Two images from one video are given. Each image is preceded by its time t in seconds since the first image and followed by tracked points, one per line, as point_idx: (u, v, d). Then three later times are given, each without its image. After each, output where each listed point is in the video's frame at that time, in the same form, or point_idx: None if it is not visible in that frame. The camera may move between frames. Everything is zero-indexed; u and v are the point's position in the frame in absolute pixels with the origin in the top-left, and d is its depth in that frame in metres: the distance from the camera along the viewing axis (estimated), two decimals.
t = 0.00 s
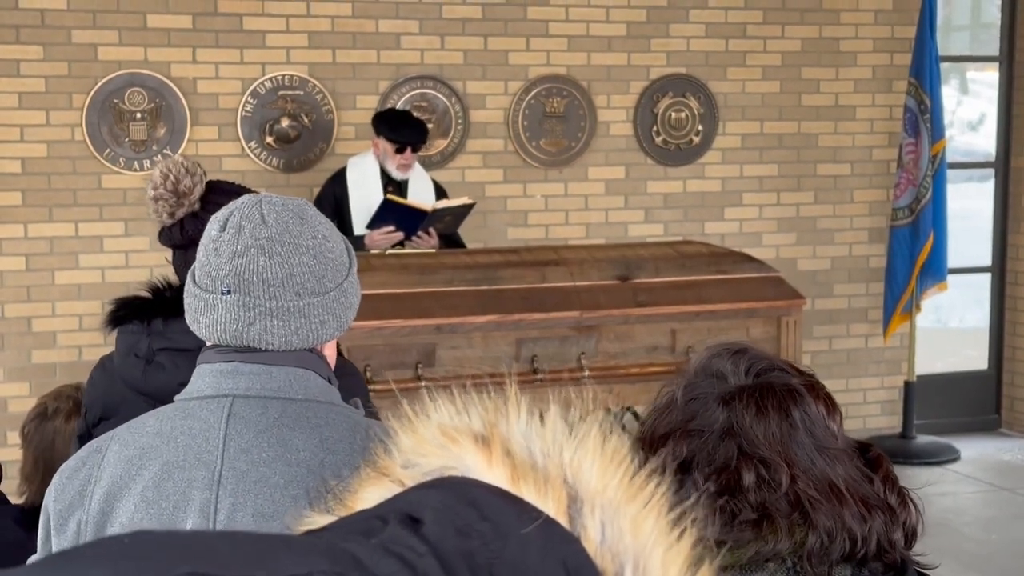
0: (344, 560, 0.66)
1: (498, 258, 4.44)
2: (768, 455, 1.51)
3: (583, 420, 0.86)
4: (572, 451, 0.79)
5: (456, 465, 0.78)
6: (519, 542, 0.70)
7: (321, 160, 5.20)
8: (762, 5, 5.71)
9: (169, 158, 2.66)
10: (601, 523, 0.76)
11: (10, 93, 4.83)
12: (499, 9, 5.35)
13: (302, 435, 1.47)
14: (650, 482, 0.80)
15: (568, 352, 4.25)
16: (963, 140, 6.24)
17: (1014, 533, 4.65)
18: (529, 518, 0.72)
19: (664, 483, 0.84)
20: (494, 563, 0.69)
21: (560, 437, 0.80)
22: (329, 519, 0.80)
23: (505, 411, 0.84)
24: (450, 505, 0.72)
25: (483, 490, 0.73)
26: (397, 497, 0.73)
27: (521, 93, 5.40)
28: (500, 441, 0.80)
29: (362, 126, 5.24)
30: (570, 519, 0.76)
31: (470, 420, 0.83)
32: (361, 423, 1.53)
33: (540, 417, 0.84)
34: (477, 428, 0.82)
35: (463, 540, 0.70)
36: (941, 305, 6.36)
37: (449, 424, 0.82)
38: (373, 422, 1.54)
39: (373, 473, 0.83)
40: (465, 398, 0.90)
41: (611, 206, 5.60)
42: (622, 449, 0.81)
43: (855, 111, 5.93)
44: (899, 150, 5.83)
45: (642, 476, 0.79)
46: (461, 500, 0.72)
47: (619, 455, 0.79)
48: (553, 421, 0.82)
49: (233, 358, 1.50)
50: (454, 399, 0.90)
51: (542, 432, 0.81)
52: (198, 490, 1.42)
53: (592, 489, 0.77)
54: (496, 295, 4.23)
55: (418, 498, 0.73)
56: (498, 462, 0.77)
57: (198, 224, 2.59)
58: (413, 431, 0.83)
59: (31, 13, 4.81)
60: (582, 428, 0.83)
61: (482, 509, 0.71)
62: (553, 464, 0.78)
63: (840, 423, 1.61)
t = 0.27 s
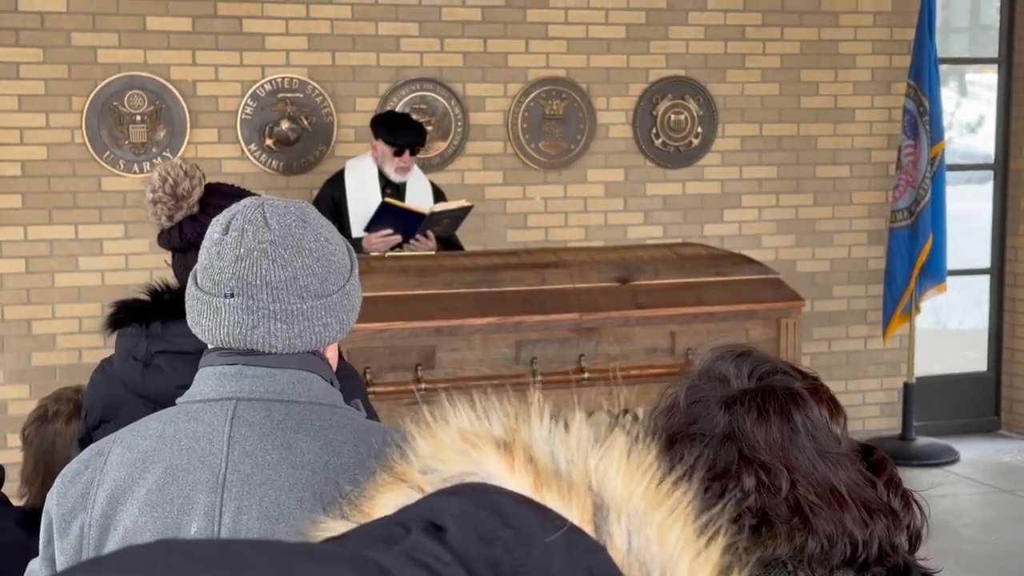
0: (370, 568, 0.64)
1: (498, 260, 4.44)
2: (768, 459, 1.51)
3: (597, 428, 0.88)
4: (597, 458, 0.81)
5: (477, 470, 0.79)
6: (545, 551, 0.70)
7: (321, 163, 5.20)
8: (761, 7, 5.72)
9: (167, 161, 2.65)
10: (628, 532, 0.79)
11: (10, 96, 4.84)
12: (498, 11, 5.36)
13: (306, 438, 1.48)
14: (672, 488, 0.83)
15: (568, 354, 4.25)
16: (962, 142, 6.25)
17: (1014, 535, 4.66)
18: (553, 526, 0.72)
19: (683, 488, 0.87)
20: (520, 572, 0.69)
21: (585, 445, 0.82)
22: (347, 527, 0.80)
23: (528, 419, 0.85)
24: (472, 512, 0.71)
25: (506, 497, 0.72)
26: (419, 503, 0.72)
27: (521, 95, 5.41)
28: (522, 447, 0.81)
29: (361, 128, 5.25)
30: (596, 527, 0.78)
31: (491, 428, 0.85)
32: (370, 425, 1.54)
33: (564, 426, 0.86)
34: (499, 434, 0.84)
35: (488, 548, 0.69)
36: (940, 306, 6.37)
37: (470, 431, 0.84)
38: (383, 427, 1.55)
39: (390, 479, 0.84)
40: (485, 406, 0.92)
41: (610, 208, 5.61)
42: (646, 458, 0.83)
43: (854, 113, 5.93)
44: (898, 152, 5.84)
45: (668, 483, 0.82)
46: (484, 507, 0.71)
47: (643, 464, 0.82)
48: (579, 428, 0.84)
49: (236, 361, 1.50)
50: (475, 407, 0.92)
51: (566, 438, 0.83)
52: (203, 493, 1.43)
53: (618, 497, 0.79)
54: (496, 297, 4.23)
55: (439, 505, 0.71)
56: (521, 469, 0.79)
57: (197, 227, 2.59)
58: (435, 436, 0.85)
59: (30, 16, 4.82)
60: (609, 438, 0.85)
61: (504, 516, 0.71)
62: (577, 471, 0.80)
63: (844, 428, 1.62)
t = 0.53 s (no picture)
0: None
1: (497, 262, 4.45)
2: (776, 459, 1.51)
3: (615, 432, 0.87)
4: (623, 466, 0.80)
5: (498, 479, 0.78)
6: (572, 560, 0.70)
7: (320, 165, 5.20)
8: (760, 9, 5.72)
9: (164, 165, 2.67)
10: (657, 542, 0.78)
11: (10, 98, 4.84)
12: (497, 13, 5.36)
13: (307, 441, 1.48)
14: (705, 498, 0.83)
15: (568, 356, 4.25)
16: (961, 143, 6.26)
17: (1013, 536, 4.66)
18: (579, 535, 0.72)
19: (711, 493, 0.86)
20: None
21: (610, 451, 0.81)
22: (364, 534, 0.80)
23: (550, 425, 0.85)
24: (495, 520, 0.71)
25: (530, 505, 0.72)
26: (437, 512, 0.74)
27: (520, 98, 5.41)
28: (545, 454, 0.80)
29: (360, 131, 5.25)
30: (622, 537, 0.77)
31: (512, 433, 0.84)
32: (375, 429, 1.54)
33: (591, 433, 0.85)
34: (520, 440, 0.83)
35: (513, 558, 0.69)
36: (940, 308, 6.37)
37: (490, 436, 0.83)
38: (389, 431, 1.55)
39: (407, 485, 0.83)
40: (505, 408, 0.91)
41: (610, 210, 5.61)
42: (675, 467, 0.83)
43: (853, 115, 5.93)
44: (897, 154, 5.85)
45: (695, 491, 0.82)
46: (507, 516, 0.71)
47: (671, 473, 0.82)
48: (603, 435, 0.84)
49: (238, 363, 1.51)
50: (493, 410, 0.91)
51: (589, 445, 0.82)
52: (203, 496, 1.43)
53: (645, 506, 0.79)
54: (496, 299, 4.23)
55: (463, 514, 0.72)
56: (543, 477, 0.78)
57: (195, 231, 2.59)
58: (457, 440, 0.84)
59: (30, 19, 4.82)
60: (632, 444, 0.85)
61: (530, 525, 0.71)
62: (603, 479, 0.79)
63: (847, 428, 1.62)
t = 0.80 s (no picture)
0: None
1: (497, 264, 4.45)
2: (769, 463, 1.51)
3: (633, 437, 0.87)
4: (645, 472, 0.79)
5: (516, 485, 0.78)
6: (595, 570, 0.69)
7: (319, 167, 5.20)
8: (758, 12, 5.73)
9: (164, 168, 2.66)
10: (680, 551, 0.77)
11: (10, 101, 4.84)
12: (496, 16, 5.37)
13: (305, 444, 1.48)
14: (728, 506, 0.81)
15: (567, 358, 4.25)
16: (960, 145, 6.27)
17: (1012, 538, 4.67)
18: (603, 544, 0.71)
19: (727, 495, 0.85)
20: None
21: (630, 458, 0.80)
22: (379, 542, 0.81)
23: (568, 429, 0.83)
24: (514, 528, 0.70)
25: (549, 513, 0.72)
26: (460, 517, 0.72)
27: (519, 100, 5.42)
28: (563, 460, 0.80)
29: (359, 133, 5.25)
30: (645, 544, 0.76)
31: (529, 438, 0.83)
32: (375, 431, 1.54)
33: (610, 439, 0.84)
34: (538, 447, 0.82)
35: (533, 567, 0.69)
36: (939, 310, 6.38)
37: (507, 442, 0.82)
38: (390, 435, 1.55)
39: (419, 490, 0.82)
40: (527, 412, 0.90)
41: (609, 212, 5.62)
42: (697, 473, 0.81)
43: (852, 117, 5.94)
44: (896, 156, 5.85)
45: (718, 499, 0.80)
46: (528, 524, 0.70)
47: (694, 478, 0.80)
48: (624, 439, 0.83)
49: (235, 367, 1.51)
50: (509, 415, 0.90)
51: (609, 450, 0.81)
52: (201, 499, 1.43)
53: (668, 515, 0.78)
54: (495, 301, 4.23)
55: (482, 520, 0.71)
56: (562, 484, 0.77)
57: (198, 233, 2.60)
58: (480, 441, 0.83)
59: (29, 22, 4.82)
60: (653, 449, 0.84)
61: (550, 534, 0.70)
62: (624, 486, 0.78)
63: (836, 428, 1.64)
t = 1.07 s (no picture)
0: None
1: (496, 266, 4.46)
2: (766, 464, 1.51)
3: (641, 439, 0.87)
4: (659, 477, 0.80)
5: (528, 489, 0.79)
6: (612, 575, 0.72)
7: (318, 169, 5.21)
8: (756, 14, 5.74)
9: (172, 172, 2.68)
10: (696, 556, 0.79)
11: (9, 103, 4.85)
12: (494, 18, 5.37)
13: (304, 446, 1.48)
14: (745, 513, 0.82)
15: (566, 359, 4.26)
16: (958, 147, 6.27)
17: (1011, 539, 4.67)
18: (618, 549, 0.74)
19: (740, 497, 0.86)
20: None
21: (645, 463, 0.81)
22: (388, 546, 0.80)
23: (581, 430, 0.84)
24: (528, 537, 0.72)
25: (563, 515, 0.74)
26: (474, 521, 0.74)
27: (517, 102, 5.42)
28: (577, 463, 0.81)
29: (358, 135, 5.26)
30: (661, 549, 0.78)
31: (542, 441, 0.83)
32: (375, 433, 1.55)
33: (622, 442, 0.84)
34: (551, 450, 0.82)
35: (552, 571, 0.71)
36: (937, 312, 6.39)
37: (520, 445, 0.82)
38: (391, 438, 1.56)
39: (429, 494, 0.83)
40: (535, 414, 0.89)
41: (607, 214, 5.62)
42: (714, 477, 0.82)
43: (850, 119, 5.95)
44: (894, 158, 5.87)
45: (734, 503, 0.82)
46: (544, 528, 0.73)
47: (710, 483, 0.81)
48: (638, 445, 0.84)
49: (234, 369, 1.51)
50: (520, 418, 0.89)
51: (623, 454, 0.82)
52: (200, 501, 1.43)
53: (684, 520, 0.79)
54: (494, 303, 4.24)
55: (496, 524, 0.73)
56: (577, 488, 0.78)
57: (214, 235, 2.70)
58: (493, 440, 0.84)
59: (28, 24, 4.83)
60: (667, 454, 0.84)
61: (564, 537, 0.73)
62: (639, 491, 0.80)
63: (830, 428, 1.64)
